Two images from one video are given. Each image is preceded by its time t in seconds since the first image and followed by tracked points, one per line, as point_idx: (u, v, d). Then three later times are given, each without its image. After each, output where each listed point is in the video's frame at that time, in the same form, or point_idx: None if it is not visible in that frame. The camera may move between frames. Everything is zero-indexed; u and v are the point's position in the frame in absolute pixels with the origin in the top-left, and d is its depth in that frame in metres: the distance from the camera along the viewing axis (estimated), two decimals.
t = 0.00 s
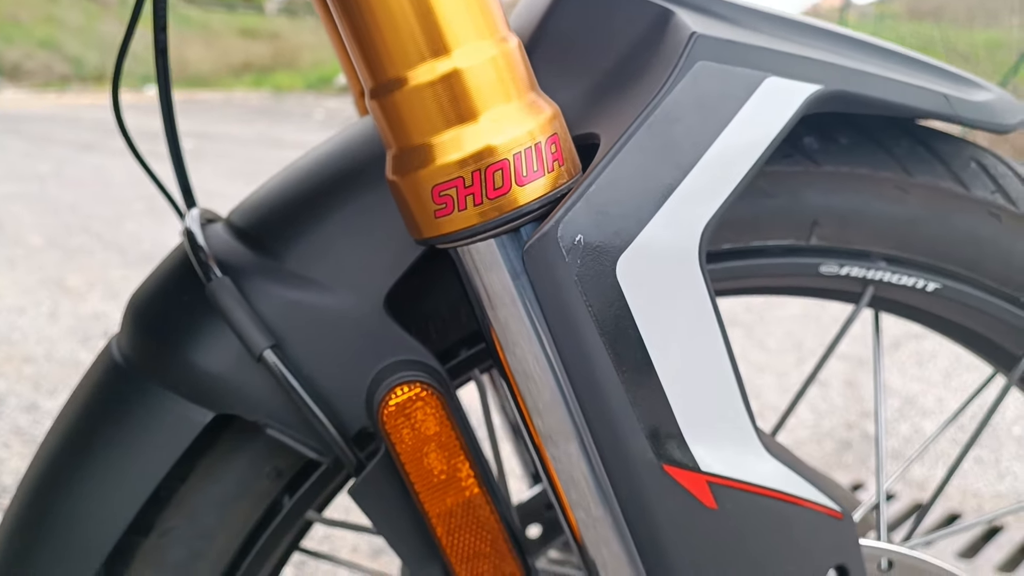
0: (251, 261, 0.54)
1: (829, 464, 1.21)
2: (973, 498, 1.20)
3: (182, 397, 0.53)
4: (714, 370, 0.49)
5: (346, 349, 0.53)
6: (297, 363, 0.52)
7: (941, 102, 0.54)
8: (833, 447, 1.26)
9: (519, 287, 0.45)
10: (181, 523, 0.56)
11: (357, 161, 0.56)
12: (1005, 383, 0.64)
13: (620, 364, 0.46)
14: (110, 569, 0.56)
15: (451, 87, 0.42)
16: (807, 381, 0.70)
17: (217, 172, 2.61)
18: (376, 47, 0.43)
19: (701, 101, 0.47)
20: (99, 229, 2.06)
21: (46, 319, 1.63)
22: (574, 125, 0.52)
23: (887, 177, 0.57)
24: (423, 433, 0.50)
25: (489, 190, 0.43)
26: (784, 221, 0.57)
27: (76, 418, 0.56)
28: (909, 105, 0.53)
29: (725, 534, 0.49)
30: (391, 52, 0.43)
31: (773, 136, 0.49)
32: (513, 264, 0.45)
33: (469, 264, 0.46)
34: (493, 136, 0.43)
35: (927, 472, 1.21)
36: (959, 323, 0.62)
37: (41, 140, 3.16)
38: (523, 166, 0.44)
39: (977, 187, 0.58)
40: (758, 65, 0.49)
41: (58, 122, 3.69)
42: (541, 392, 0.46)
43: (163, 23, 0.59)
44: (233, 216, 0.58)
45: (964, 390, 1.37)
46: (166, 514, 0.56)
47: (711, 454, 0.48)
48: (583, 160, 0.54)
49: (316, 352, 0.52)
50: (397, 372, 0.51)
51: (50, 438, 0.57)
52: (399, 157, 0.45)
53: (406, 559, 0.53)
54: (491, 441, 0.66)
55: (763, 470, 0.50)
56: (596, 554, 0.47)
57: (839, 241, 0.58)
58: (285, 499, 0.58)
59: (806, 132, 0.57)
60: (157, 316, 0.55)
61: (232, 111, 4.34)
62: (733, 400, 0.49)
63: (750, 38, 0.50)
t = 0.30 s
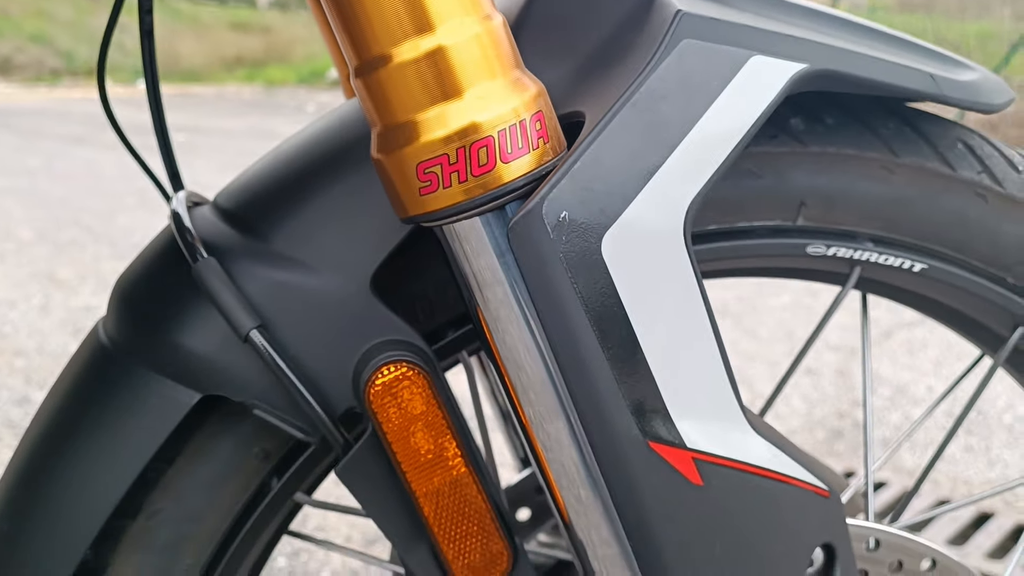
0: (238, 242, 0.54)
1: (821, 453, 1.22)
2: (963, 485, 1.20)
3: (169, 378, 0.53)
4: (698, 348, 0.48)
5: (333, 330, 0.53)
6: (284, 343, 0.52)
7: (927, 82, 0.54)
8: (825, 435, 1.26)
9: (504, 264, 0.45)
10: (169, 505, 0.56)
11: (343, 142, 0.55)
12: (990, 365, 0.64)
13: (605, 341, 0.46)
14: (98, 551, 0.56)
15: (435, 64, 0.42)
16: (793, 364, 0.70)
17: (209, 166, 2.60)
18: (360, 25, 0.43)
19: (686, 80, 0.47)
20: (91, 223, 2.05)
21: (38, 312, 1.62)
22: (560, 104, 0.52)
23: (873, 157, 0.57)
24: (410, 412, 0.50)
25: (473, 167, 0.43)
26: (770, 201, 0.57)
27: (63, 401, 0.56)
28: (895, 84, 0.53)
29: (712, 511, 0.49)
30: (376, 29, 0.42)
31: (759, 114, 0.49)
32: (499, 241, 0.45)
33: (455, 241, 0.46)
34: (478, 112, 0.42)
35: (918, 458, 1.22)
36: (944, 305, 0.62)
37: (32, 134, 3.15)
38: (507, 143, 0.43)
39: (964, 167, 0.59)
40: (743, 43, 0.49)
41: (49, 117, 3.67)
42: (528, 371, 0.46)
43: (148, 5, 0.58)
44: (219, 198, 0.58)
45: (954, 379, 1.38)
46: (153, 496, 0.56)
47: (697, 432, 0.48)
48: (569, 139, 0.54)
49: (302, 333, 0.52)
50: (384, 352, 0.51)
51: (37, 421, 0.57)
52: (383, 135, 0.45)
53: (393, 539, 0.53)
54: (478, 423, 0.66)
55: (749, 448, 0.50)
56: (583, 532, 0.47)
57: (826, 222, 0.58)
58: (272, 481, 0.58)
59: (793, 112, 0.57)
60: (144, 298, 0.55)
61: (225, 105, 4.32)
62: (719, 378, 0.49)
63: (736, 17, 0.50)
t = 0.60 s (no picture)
0: (217, 221, 0.53)
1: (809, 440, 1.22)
2: (951, 472, 1.21)
3: (148, 357, 0.53)
4: (675, 320, 0.48)
5: (312, 308, 0.53)
6: (262, 321, 0.52)
7: (907, 58, 0.55)
8: (814, 424, 1.27)
9: (481, 239, 0.45)
10: (150, 484, 0.56)
11: (322, 120, 0.55)
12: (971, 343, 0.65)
13: (583, 315, 0.46)
14: (77, 532, 0.55)
15: (410, 35, 0.41)
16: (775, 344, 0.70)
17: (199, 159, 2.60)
18: None
19: (664, 53, 0.47)
20: (80, 216, 2.04)
21: (26, 305, 1.62)
22: (538, 80, 0.52)
23: (854, 134, 0.57)
24: (389, 389, 0.49)
25: (449, 139, 0.42)
26: (750, 179, 0.56)
27: (42, 382, 0.55)
28: (874, 60, 0.53)
29: (692, 485, 0.49)
30: None
31: (738, 88, 0.49)
32: (475, 214, 0.44)
33: (433, 215, 0.46)
34: (454, 84, 0.42)
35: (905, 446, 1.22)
36: (925, 283, 0.62)
37: (21, 129, 3.13)
38: (484, 115, 0.43)
39: (944, 145, 0.58)
40: (721, 17, 0.49)
41: (39, 111, 3.66)
42: (506, 347, 0.46)
43: None
44: (199, 177, 0.58)
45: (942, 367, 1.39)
46: (133, 477, 0.55)
47: (675, 405, 0.48)
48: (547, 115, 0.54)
49: (281, 310, 0.52)
50: (363, 328, 0.51)
51: (16, 402, 0.57)
52: (359, 108, 0.44)
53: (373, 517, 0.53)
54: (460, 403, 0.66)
55: (728, 422, 0.50)
56: (564, 507, 0.47)
57: (809, 199, 0.58)
58: (253, 461, 0.58)
59: (773, 90, 0.57)
60: (123, 277, 0.55)
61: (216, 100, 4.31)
62: (698, 353, 0.49)
63: None
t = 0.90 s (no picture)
0: (197, 204, 0.53)
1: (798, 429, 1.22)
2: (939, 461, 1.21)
3: (129, 341, 0.53)
4: (654, 298, 0.48)
5: (293, 290, 0.52)
6: (242, 303, 0.52)
7: (887, 38, 0.55)
8: (803, 413, 1.27)
9: (461, 219, 0.45)
10: (131, 469, 0.55)
11: (301, 103, 0.55)
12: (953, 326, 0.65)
13: (562, 295, 0.46)
14: (58, 518, 0.55)
15: (387, 12, 0.41)
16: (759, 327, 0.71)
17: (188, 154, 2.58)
18: None
19: (643, 31, 0.47)
20: (69, 211, 2.03)
21: (14, 299, 1.61)
22: (517, 60, 0.52)
23: (836, 116, 0.56)
24: (370, 371, 0.49)
25: (427, 118, 0.42)
26: (731, 161, 0.56)
27: (23, 366, 0.55)
28: (854, 40, 0.53)
29: (673, 464, 0.48)
30: None
31: (717, 67, 0.49)
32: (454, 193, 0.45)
33: (412, 193, 0.46)
34: (432, 62, 0.41)
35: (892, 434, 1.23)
36: (909, 265, 0.62)
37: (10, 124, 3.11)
38: (462, 94, 0.42)
39: (926, 126, 0.58)
40: None
41: (28, 106, 3.64)
42: (485, 328, 0.47)
43: None
44: (179, 161, 0.58)
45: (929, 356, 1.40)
46: (114, 461, 0.55)
47: (654, 383, 0.48)
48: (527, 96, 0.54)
49: (262, 293, 0.52)
50: (344, 310, 0.51)
51: None
52: (338, 87, 0.44)
53: (355, 498, 0.53)
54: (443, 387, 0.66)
55: (709, 401, 0.50)
56: (549, 497, 0.48)
57: (789, 181, 0.57)
58: (236, 445, 0.58)
59: (755, 72, 0.57)
60: (103, 261, 0.54)
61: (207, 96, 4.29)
62: (677, 331, 0.49)
63: None
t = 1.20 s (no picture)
0: (183, 193, 0.53)
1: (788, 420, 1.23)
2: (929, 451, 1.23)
3: (115, 330, 0.52)
4: (642, 284, 0.48)
5: (279, 279, 0.52)
6: (229, 292, 0.52)
7: (873, 24, 0.55)
8: (794, 403, 1.28)
9: (447, 205, 0.45)
10: (117, 460, 0.55)
11: (287, 91, 0.55)
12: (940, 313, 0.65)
13: (549, 281, 0.46)
14: (45, 509, 0.54)
15: None
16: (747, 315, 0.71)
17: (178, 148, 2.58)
18: None
19: (628, 16, 0.46)
20: (58, 206, 2.03)
21: (4, 294, 1.60)
22: (503, 46, 0.52)
23: (822, 102, 0.56)
24: (356, 359, 0.49)
25: (412, 103, 0.42)
26: (718, 148, 0.56)
27: (8, 357, 0.55)
28: (840, 26, 0.53)
29: (660, 450, 0.48)
30: None
31: (703, 53, 0.49)
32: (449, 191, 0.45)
33: (398, 179, 0.46)
34: (417, 48, 0.41)
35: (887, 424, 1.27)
36: (896, 251, 0.62)
37: None
38: (447, 79, 0.42)
39: (912, 113, 0.58)
40: None
41: (17, 102, 3.62)
42: (472, 314, 0.47)
43: None
44: (164, 150, 0.57)
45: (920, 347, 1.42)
46: (101, 452, 0.55)
47: (642, 369, 0.48)
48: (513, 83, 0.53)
49: (248, 281, 0.52)
50: (329, 298, 0.50)
51: None
52: (323, 73, 0.44)
53: (344, 487, 0.53)
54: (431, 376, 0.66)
55: (696, 387, 0.50)
56: (538, 484, 0.48)
57: (776, 168, 0.57)
58: (223, 435, 0.58)
59: (742, 59, 0.57)
60: (88, 251, 0.54)
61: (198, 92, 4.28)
62: (664, 317, 0.49)
63: None
